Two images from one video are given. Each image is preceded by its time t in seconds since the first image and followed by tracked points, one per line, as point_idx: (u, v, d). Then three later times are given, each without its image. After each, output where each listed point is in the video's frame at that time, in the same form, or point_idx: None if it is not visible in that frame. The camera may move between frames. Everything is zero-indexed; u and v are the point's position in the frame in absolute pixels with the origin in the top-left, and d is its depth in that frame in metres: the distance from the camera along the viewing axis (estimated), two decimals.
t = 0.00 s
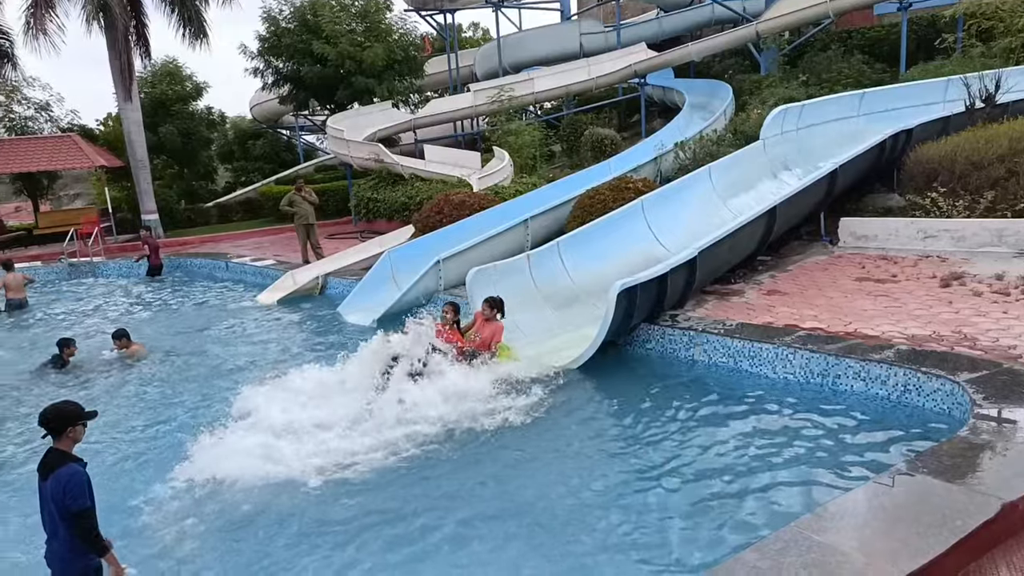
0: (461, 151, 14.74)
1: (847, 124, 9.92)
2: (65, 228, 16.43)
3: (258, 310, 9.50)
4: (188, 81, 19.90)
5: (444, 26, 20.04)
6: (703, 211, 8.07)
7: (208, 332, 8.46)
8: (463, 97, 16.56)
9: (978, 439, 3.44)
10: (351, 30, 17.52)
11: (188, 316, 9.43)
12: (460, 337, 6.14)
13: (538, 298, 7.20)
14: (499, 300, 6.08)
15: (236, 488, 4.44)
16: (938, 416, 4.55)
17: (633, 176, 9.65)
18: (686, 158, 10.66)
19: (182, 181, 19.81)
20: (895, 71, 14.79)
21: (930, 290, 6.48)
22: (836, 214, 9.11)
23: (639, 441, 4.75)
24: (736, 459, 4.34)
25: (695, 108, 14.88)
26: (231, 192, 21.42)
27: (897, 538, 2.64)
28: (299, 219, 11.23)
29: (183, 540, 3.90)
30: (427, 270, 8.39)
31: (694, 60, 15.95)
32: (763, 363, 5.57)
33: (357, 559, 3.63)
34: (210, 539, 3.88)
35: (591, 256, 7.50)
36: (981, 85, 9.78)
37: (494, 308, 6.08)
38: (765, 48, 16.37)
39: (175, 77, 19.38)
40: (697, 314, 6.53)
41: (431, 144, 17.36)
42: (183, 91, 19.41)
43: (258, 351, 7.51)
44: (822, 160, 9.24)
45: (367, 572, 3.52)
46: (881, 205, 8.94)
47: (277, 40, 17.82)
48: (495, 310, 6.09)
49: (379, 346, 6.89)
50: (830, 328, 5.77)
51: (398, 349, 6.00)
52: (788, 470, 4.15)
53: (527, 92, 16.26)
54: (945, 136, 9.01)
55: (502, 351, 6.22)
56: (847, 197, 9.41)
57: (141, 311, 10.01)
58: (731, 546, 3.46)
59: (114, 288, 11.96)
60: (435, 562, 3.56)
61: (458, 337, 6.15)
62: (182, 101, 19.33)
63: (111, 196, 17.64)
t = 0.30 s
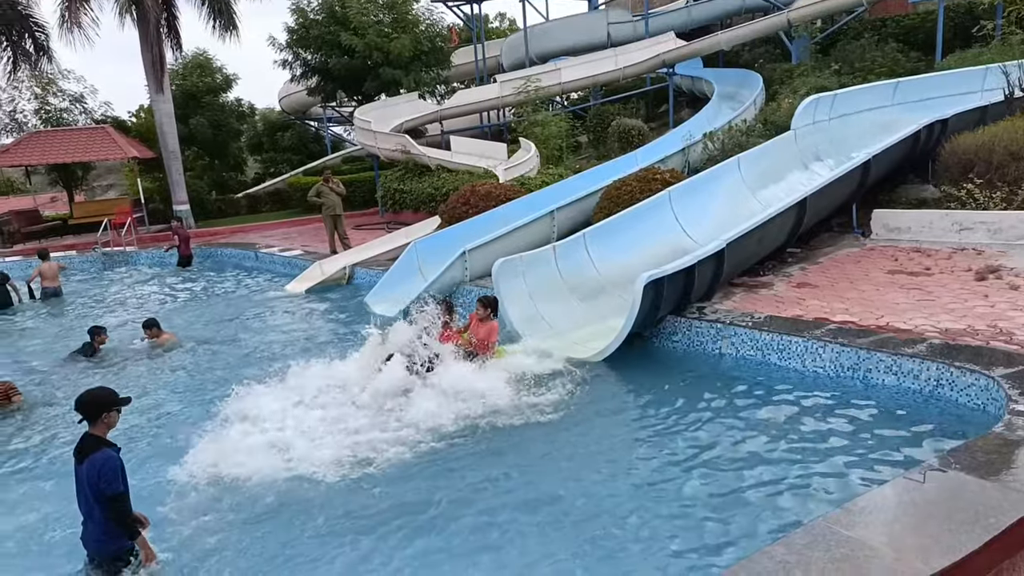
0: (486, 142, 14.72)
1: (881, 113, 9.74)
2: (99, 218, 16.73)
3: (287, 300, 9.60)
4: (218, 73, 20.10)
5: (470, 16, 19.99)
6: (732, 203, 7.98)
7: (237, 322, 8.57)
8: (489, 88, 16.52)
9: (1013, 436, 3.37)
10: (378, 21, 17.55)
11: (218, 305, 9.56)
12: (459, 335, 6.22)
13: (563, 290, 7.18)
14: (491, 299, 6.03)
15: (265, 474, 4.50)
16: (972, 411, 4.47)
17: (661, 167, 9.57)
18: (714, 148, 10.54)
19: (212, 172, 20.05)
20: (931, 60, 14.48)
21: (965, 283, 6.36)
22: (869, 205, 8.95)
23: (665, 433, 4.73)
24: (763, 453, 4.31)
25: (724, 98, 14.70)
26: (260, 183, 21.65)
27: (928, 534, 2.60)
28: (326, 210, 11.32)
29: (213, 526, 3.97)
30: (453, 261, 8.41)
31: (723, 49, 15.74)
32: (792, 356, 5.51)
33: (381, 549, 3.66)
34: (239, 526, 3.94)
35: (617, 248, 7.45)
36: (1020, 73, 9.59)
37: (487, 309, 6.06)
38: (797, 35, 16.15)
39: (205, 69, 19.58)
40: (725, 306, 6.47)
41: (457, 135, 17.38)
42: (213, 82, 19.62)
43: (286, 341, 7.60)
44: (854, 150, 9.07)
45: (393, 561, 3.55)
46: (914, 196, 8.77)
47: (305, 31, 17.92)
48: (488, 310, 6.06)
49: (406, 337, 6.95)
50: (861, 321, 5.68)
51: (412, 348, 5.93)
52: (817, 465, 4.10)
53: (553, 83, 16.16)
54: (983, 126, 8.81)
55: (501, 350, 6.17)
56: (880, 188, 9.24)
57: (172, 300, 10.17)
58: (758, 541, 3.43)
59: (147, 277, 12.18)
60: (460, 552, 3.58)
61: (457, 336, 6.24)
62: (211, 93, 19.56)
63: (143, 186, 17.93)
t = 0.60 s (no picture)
0: (514, 132, 14.69)
1: (917, 102, 9.53)
2: (133, 206, 17.02)
3: (316, 288, 9.69)
4: (249, 63, 20.29)
5: (499, 5, 19.91)
6: (763, 193, 7.86)
7: (267, 310, 8.67)
8: (517, 77, 16.44)
9: None
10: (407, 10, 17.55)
11: (248, 293, 9.68)
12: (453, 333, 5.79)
13: (590, 281, 7.16)
14: (492, 299, 5.76)
15: (294, 460, 4.56)
16: (1009, 406, 4.39)
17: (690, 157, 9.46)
18: (745, 138, 10.40)
19: (243, 161, 20.28)
20: (970, 47, 14.13)
21: (1003, 276, 6.22)
22: (903, 196, 8.77)
23: (693, 425, 4.70)
24: (792, 446, 4.27)
25: (755, 87, 14.49)
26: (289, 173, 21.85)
27: (961, 529, 2.56)
28: (354, 199, 11.38)
29: (243, 510, 4.03)
30: (479, 251, 8.42)
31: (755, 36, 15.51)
32: (823, 349, 5.43)
33: (408, 537, 3.69)
34: (269, 511, 4.00)
35: (645, 239, 7.41)
36: None
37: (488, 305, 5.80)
38: (831, 22, 15.93)
39: (236, 59, 19.76)
40: (754, 298, 6.40)
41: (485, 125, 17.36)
42: (244, 72, 19.80)
43: (315, 329, 7.67)
44: (888, 140, 8.89)
45: (420, 550, 3.58)
46: (951, 187, 8.57)
47: (335, 21, 17.99)
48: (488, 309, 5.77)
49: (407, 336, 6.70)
50: (895, 314, 5.59)
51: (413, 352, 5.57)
52: (847, 459, 4.05)
53: (582, 72, 16.03)
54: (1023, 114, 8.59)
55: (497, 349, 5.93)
56: (915, 178, 9.05)
57: (204, 288, 10.31)
58: (786, 536, 3.40)
59: (179, 265, 12.37)
60: (486, 543, 3.59)
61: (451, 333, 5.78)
62: (242, 83, 19.76)
63: (176, 175, 18.19)
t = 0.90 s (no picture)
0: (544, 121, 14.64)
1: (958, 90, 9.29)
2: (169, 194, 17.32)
3: (347, 276, 9.79)
4: (282, 53, 20.45)
5: None
6: (798, 182, 7.73)
7: (299, 297, 8.78)
8: (547, 66, 16.36)
9: None
10: None
11: (280, 281, 9.81)
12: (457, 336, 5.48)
13: (620, 271, 7.12)
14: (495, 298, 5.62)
15: (324, 447, 4.61)
16: None
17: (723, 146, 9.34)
18: (779, 126, 10.24)
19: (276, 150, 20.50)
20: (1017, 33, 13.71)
21: None
22: (943, 186, 8.57)
23: (724, 418, 4.66)
24: (824, 440, 4.22)
25: (791, 74, 14.25)
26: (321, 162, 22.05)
27: (999, 527, 2.51)
28: (385, 187, 11.45)
29: (274, 495, 4.10)
30: (509, 240, 8.42)
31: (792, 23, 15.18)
32: (858, 341, 5.35)
33: (437, 526, 3.72)
34: (299, 498, 4.06)
35: (676, 228, 7.33)
36: None
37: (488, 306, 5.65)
38: (870, 9, 15.60)
39: (269, 49, 19.93)
40: (787, 289, 6.32)
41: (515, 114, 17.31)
42: (277, 62, 19.97)
43: (346, 316, 7.75)
44: (928, 129, 8.69)
45: (448, 540, 3.60)
46: (993, 177, 8.36)
47: (366, 10, 18.04)
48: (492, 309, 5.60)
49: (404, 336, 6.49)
50: (932, 307, 5.48)
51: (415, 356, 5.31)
52: (881, 454, 4.00)
53: (613, 60, 15.90)
54: None
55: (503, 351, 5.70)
56: (955, 168, 8.83)
57: (238, 275, 10.47)
58: (818, 531, 3.37)
59: (213, 253, 12.57)
60: (514, 534, 3.61)
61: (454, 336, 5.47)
62: (276, 72, 19.95)
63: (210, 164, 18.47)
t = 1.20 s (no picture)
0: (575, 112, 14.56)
1: (1002, 79, 9.03)
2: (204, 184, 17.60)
3: (377, 266, 9.87)
4: (315, 44, 20.63)
5: None
6: (834, 174, 7.59)
7: (330, 287, 8.86)
8: (579, 56, 16.26)
9: None
10: None
11: (312, 270, 9.92)
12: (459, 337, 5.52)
13: (650, 264, 7.07)
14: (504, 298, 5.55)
15: (355, 436, 4.66)
16: None
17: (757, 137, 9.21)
18: (816, 117, 10.06)
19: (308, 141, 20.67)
20: None
21: None
22: (985, 179, 8.36)
23: (755, 413, 4.62)
24: (857, 436, 4.16)
25: (828, 64, 13.98)
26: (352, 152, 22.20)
27: None
28: (415, 178, 11.49)
29: (305, 482, 4.16)
30: (538, 231, 8.41)
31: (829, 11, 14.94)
32: (894, 337, 5.26)
33: (466, 516, 3.75)
34: (330, 485, 4.11)
35: (708, 220, 7.24)
36: None
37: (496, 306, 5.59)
38: None
39: (302, 40, 20.09)
40: (822, 283, 6.22)
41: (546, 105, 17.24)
42: (309, 53, 20.13)
43: (376, 306, 7.82)
44: (970, 120, 8.47)
45: (476, 531, 3.62)
46: None
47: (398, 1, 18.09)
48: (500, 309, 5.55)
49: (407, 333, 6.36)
50: (972, 302, 5.36)
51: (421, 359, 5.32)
52: (917, 451, 3.93)
53: (646, 50, 15.74)
54: None
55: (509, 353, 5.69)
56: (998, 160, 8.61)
57: (270, 264, 10.60)
58: (849, 529, 3.33)
59: (247, 242, 12.74)
60: (542, 525, 3.62)
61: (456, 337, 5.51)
62: (309, 63, 20.11)
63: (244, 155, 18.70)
